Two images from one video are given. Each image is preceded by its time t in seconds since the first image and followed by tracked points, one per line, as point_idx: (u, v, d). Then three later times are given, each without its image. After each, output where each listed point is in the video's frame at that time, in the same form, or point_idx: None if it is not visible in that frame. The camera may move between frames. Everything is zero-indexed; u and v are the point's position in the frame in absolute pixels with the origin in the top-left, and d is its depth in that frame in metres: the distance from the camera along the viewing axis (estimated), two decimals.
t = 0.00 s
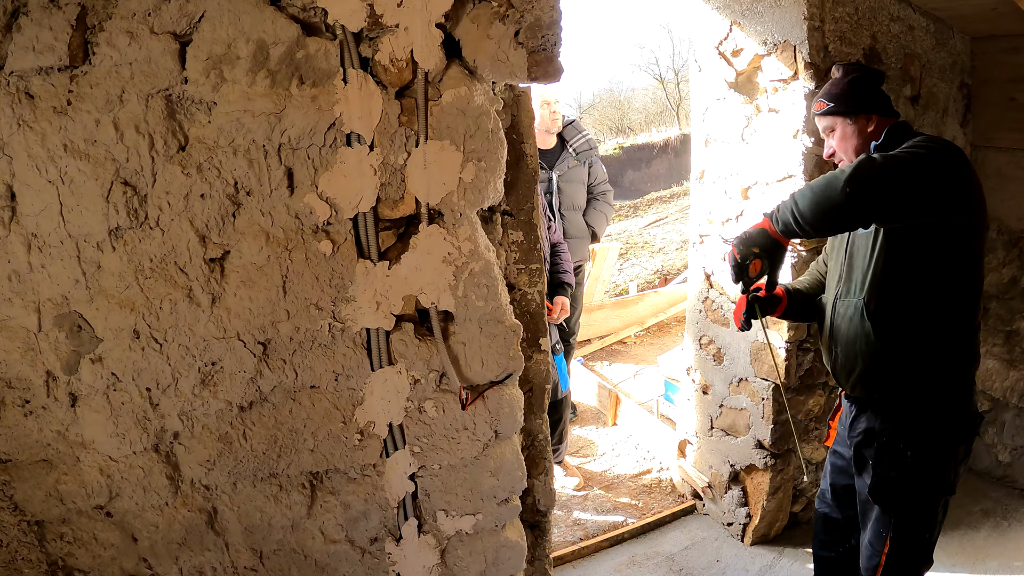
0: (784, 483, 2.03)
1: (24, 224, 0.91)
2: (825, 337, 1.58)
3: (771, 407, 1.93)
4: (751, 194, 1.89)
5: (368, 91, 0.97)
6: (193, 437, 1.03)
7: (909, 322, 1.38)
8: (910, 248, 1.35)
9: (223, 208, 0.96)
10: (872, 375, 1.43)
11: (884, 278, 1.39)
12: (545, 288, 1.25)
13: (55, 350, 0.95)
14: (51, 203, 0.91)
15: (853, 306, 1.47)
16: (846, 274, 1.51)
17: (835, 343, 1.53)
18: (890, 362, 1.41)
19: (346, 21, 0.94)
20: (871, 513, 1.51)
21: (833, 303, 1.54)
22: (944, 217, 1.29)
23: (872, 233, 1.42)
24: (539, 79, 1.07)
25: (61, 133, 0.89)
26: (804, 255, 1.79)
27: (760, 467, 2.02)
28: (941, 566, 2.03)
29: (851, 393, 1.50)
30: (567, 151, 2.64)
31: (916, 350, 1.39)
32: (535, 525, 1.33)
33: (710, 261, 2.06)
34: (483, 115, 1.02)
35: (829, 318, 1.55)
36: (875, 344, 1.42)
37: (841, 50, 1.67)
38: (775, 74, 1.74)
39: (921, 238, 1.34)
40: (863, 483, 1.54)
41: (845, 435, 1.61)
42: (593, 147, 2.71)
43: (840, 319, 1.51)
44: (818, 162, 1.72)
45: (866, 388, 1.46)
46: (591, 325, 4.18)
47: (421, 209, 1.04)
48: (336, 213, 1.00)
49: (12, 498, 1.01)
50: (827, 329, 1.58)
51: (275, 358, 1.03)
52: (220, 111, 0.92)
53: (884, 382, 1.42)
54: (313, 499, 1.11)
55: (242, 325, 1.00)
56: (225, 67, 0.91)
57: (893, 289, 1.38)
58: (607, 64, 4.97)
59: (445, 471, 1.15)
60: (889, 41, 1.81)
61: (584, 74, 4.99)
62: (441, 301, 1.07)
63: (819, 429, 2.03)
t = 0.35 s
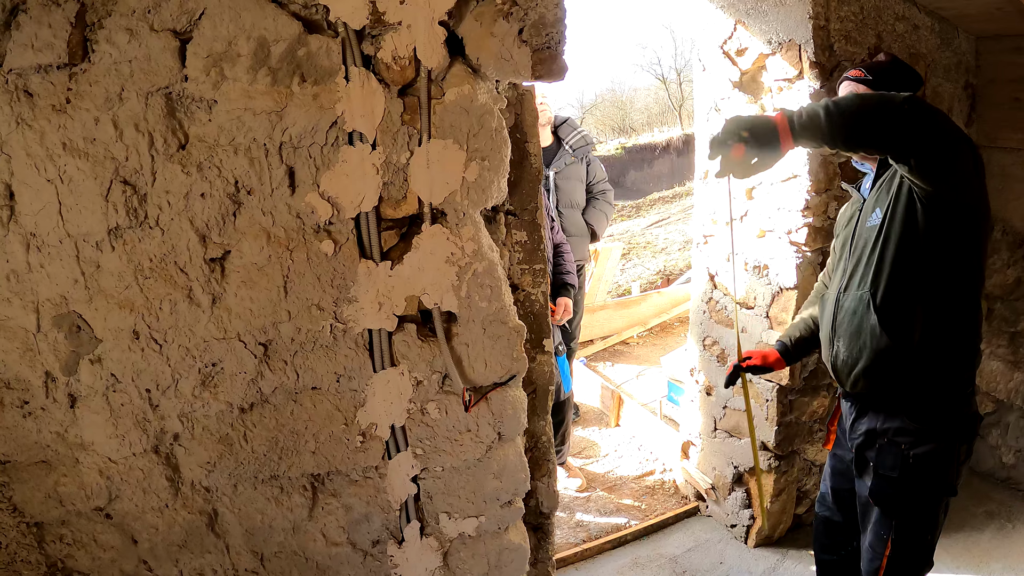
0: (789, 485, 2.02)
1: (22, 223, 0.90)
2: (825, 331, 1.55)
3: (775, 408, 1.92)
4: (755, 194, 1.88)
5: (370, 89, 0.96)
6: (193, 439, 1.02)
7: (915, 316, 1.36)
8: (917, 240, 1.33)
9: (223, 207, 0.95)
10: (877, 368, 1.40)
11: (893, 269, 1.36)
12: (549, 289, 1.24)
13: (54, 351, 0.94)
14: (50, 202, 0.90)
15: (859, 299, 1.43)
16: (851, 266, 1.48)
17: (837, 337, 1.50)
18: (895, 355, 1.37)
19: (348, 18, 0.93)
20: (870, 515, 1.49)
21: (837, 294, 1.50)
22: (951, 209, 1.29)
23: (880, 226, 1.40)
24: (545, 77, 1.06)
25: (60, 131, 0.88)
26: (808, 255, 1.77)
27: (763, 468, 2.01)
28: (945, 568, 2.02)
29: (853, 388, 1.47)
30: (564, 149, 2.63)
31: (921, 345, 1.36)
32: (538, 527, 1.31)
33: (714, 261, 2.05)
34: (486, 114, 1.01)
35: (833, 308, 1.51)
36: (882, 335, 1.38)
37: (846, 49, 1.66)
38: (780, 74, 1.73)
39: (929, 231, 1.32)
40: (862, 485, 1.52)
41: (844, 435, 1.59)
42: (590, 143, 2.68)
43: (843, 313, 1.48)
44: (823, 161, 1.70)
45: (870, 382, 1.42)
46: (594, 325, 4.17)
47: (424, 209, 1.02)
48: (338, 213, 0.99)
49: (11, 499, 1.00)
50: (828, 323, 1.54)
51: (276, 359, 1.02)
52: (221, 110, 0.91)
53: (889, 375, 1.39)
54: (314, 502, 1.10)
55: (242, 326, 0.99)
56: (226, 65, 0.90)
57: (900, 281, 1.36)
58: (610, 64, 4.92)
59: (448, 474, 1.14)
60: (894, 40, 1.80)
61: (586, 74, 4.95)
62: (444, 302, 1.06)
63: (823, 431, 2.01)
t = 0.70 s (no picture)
0: (794, 486, 2.01)
1: (25, 223, 0.89)
2: (830, 323, 1.54)
3: (781, 409, 1.91)
4: (761, 195, 1.88)
5: (377, 88, 0.95)
6: (198, 440, 1.01)
7: (921, 317, 1.35)
8: (925, 240, 1.32)
9: (229, 207, 0.94)
10: (880, 366, 1.39)
11: (899, 267, 1.36)
12: (556, 289, 1.23)
13: (57, 352, 0.93)
14: (53, 201, 0.89)
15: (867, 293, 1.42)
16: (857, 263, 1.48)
17: (842, 330, 1.49)
18: (899, 354, 1.36)
19: (355, 16, 0.92)
20: (865, 518, 1.49)
21: (842, 290, 1.49)
22: (962, 210, 1.28)
23: (895, 221, 1.39)
24: (552, 76, 1.03)
25: (64, 130, 0.87)
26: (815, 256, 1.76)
27: (769, 470, 2.00)
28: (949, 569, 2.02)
29: (854, 386, 1.46)
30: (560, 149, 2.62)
31: (925, 347, 1.35)
32: (544, 529, 1.31)
33: (720, 262, 2.05)
34: (495, 113, 1.00)
35: (838, 304, 1.50)
36: (887, 332, 1.37)
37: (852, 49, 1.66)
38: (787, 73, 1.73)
39: (936, 231, 1.31)
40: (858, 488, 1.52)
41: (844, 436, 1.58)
42: (589, 143, 2.66)
43: (850, 306, 1.47)
44: (829, 161, 1.70)
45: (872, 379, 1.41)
46: (598, 325, 4.16)
47: (431, 209, 1.02)
48: (345, 213, 0.98)
49: (13, 501, 0.99)
50: (833, 314, 1.53)
51: (282, 360, 1.01)
52: (227, 108, 0.90)
53: (891, 374, 1.38)
54: (319, 504, 1.09)
55: (248, 327, 0.98)
56: (232, 63, 0.89)
57: (907, 280, 1.35)
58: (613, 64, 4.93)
59: (454, 476, 1.13)
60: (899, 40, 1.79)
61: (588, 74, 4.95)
62: (451, 303, 1.05)
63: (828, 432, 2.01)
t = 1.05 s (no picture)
0: (798, 487, 2.01)
1: (29, 223, 0.88)
2: (833, 324, 1.51)
3: (785, 410, 1.91)
4: (767, 195, 1.87)
5: (383, 88, 0.94)
6: (202, 442, 1.01)
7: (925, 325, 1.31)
8: (935, 247, 1.28)
9: (234, 207, 0.93)
10: (877, 371, 1.36)
11: (907, 272, 1.32)
12: (562, 290, 1.23)
13: (60, 353, 0.93)
14: (56, 201, 0.88)
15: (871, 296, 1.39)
16: (864, 265, 1.45)
17: (845, 331, 1.45)
18: (899, 361, 1.33)
19: (361, 16, 0.91)
20: (857, 529, 1.46)
21: (847, 291, 1.47)
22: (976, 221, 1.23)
23: (906, 225, 1.35)
24: (559, 76, 1.03)
25: (68, 130, 0.86)
26: (820, 257, 1.76)
27: (773, 471, 2.00)
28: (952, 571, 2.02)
29: (853, 389, 1.43)
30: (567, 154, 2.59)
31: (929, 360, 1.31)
32: (548, 531, 1.31)
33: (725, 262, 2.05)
34: (501, 114, 1.00)
35: (842, 304, 1.48)
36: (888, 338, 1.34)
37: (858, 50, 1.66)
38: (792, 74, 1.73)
39: (946, 238, 1.28)
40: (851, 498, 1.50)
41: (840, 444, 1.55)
42: (594, 147, 2.64)
43: (854, 307, 1.44)
44: (834, 162, 1.69)
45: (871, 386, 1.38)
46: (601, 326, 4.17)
47: (438, 210, 1.01)
48: (350, 214, 0.98)
49: (17, 503, 0.99)
50: (837, 314, 1.50)
51: (287, 361, 1.01)
52: (232, 108, 0.89)
53: (890, 381, 1.34)
54: (324, 505, 1.09)
55: (253, 328, 0.97)
56: (237, 62, 0.88)
57: (913, 286, 1.31)
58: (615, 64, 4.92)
59: (460, 477, 1.13)
60: (904, 40, 1.78)
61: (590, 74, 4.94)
62: (457, 304, 1.04)
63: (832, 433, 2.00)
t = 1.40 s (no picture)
0: (801, 489, 2.00)
1: (29, 223, 0.88)
2: (839, 329, 1.49)
3: (788, 411, 1.90)
4: (769, 196, 1.87)
5: (385, 88, 0.94)
6: (203, 443, 1.00)
7: (936, 344, 1.30)
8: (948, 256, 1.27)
9: (236, 207, 0.93)
10: (883, 382, 1.35)
11: (919, 281, 1.30)
12: (564, 291, 1.22)
13: (61, 354, 0.92)
14: (58, 201, 0.88)
15: (881, 303, 1.37)
16: (874, 270, 1.43)
17: (852, 337, 1.44)
18: (908, 373, 1.31)
19: (363, 15, 0.91)
20: (858, 539, 1.46)
21: (856, 296, 1.45)
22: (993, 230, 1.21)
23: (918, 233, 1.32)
24: (562, 76, 1.01)
25: (69, 129, 0.86)
26: (824, 258, 1.75)
27: (776, 473, 1.99)
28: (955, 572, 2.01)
29: (859, 397, 1.41)
30: (589, 155, 2.60)
31: (938, 370, 1.30)
32: (550, 531, 1.30)
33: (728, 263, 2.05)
34: (504, 114, 0.99)
35: (850, 309, 1.46)
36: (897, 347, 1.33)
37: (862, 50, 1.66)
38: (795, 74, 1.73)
39: (960, 247, 1.26)
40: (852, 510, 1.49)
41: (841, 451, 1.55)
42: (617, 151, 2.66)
43: (862, 314, 1.42)
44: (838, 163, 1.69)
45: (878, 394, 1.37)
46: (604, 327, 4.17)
47: (440, 210, 1.01)
48: (352, 214, 0.98)
49: (18, 503, 0.99)
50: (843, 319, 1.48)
51: (288, 362, 1.00)
52: (233, 107, 0.89)
53: (898, 391, 1.33)
54: (326, 506, 1.08)
55: (254, 329, 0.97)
56: (238, 62, 0.88)
57: (924, 294, 1.29)
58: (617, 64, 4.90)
59: (461, 479, 1.13)
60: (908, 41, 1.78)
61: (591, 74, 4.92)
62: (459, 305, 1.04)
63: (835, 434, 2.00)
